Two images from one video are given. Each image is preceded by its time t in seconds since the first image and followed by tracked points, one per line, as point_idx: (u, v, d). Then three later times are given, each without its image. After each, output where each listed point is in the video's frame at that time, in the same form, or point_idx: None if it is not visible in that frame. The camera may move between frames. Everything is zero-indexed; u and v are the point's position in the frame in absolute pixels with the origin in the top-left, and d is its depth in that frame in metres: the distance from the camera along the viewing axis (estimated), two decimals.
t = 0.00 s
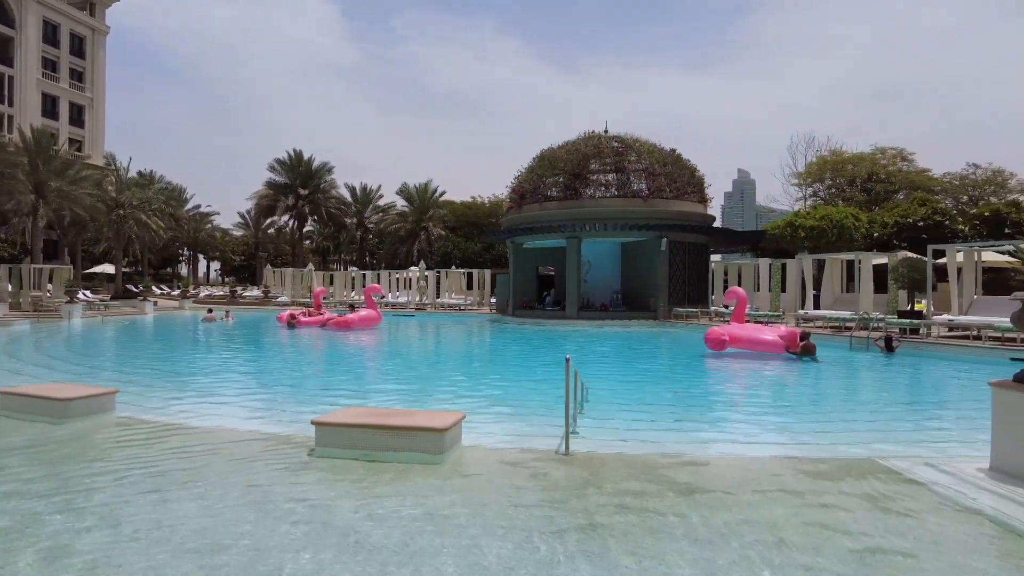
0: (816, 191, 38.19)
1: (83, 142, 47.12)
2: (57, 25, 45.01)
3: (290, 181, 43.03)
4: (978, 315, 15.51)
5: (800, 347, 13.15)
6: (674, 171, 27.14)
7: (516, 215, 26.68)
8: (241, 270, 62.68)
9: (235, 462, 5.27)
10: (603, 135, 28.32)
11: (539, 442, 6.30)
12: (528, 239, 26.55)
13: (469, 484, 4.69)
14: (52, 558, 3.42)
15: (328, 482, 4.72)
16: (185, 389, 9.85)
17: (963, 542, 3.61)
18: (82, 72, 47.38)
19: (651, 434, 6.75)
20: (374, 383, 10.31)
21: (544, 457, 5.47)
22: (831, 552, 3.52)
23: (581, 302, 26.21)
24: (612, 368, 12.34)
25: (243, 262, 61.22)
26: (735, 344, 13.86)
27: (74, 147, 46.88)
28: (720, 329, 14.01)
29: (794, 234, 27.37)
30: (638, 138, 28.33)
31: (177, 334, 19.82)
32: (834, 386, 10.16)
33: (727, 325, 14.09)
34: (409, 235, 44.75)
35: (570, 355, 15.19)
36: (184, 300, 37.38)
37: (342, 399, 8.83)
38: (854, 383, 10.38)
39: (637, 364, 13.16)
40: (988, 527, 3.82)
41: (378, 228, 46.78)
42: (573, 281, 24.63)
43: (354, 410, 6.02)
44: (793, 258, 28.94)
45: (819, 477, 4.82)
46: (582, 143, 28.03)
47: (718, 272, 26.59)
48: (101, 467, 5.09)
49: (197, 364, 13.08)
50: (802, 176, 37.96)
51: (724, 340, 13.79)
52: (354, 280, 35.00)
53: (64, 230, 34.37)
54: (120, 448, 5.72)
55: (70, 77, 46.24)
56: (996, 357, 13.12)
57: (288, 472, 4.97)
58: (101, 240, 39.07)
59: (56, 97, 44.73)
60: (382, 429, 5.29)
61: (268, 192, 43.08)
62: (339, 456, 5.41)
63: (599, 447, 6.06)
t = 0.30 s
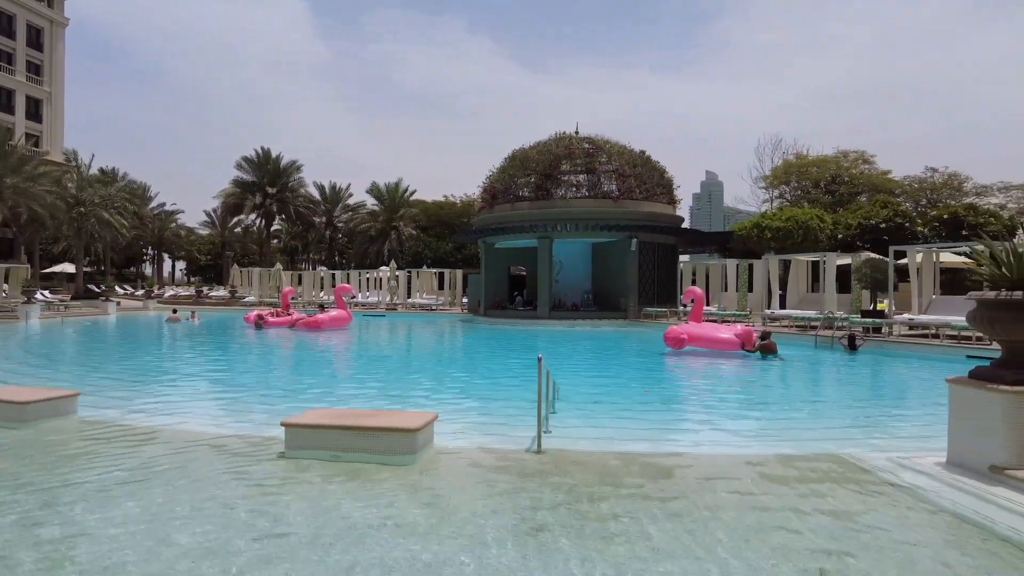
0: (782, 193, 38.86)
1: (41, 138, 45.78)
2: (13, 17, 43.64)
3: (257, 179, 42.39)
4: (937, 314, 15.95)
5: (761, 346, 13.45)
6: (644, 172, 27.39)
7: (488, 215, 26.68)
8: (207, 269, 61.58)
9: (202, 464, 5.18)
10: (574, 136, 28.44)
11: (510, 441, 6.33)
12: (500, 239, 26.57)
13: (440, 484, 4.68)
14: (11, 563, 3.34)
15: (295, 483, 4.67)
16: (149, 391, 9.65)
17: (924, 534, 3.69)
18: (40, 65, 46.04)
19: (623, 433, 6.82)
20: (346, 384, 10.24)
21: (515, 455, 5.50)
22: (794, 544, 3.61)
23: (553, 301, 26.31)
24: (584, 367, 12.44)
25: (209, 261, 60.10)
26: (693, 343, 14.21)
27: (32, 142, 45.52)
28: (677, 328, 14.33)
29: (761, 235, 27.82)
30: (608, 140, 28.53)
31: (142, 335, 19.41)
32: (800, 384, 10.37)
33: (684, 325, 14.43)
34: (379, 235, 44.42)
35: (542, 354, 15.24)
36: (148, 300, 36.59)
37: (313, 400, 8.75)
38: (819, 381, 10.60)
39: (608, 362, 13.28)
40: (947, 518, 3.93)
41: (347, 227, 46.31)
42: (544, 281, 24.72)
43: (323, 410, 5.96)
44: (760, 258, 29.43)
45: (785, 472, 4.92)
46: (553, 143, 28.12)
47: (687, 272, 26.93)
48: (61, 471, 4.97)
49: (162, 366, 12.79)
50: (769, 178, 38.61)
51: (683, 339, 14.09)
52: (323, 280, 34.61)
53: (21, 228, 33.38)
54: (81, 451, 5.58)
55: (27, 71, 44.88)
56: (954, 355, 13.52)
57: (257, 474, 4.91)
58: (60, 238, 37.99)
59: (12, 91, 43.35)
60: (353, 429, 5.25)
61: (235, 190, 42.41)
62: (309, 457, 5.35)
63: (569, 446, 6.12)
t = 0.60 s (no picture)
0: (749, 194, 39.49)
1: None
2: None
3: (224, 178, 41.66)
4: (898, 312, 16.42)
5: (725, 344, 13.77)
6: (614, 174, 27.60)
7: (459, 215, 26.63)
8: (172, 269, 60.33)
9: (169, 467, 5.10)
10: (545, 137, 28.53)
11: (482, 441, 6.36)
12: (471, 239, 26.53)
13: (413, 483, 4.68)
14: None
15: (267, 484, 4.63)
16: (112, 393, 9.45)
17: (884, 525, 3.82)
18: None
19: (596, 431, 6.90)
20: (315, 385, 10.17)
21: (487, 454, 5.52)
22: (761, 537, 3.70)
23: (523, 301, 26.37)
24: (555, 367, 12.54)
25: (173, 261, 58.89)
26: (645, 341, 14.54)
27: None
28: (630, 328, 14.69)
29: (728, 236, 28.24)
30: (579, 140, 28.68)
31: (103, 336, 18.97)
32: (765, 382, 10.59)
33: (637, 323, 14.76)
34: (349, 234, 44.01)
35: (514, 353, 15.29)
36: (109, 300, 35.70)
37: (281, 401, 8.66)
38: (784, 379, 10.83)
39: (578, 362, 13.39)
40: (907, 510, 4.06)
41: (316, 226, 45.76)
42: (515, 281, 24.78)
43: (292, 411, 5.91)
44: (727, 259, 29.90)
45: (753, 468, 5.03)
46: (524, 143, 28.17)
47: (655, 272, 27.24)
48: (23, 475, 4.84)
49: (127, 368, 12.48)
50: (736, 179, 39.22)
51: (633, 338, 14.40)
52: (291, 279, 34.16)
53: None
54: (42, 455, 5.44)
55: None
56: (912, 353, 13.92)
57: (227, 476, 4.84)
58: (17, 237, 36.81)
59: None
60: (324, 430, 5.22)
61: (200, 188, 41.64)
62: (280, 458, 5.30)
63: (540, 445, 6.17)
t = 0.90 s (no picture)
0: (710, 196, 40.16)
1: None
2: None
3: (183, 175, 40.70)
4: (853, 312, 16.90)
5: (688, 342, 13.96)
6: (579, 175, 27.78)
7: (424, 215, 26.50)
8: (128, 268, 58.66)
9: (128, 471, 4.98)
10: (511, 137, 28.58)
11: (447, 441, 6.36)
12: (437, 238, 26.43)
13: (378, 483, 4.66)
14: None
15: (230, 487, 4.56)
16: (65, 396, 9.16)
17: (839, 517, 3.95)
18: None
19: (561, 429, 6.93)
20: (278, 386, 10.03)
21: (454, 453, 5.52)
22: (724, 530, 3.78)
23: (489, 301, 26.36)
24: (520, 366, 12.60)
25: (129, 260, 57.26)
26: (598, 339, 14.75)
27: None
28: (585, 326, 14.93)
29: (691, 237, 28.67)
30: (545, 141, 28.81)
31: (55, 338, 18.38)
32: (726, 380, 10.81)
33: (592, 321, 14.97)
34: (311, 233, 43.41)
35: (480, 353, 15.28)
36: (61, 300, 34.56)
37: (242, 403, 8.52)
38: (745, 377, 11.07)
39: (543, 361, 13.47)
40: (861, 501, 4.21)
41: (277, 225, 44.99)
42: (481, 281, 24.76)
43: (254, 412, 5.83)
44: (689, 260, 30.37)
45: (713, 463, 5.14)
46: (490, 143, 28.17)
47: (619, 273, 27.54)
48: None
49: (81, 370, 12.12)
50: (698, 181, 39.86)
51: (588, 335, 14.64)
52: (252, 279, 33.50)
53: None
54: None
55: None
56: (867, 351, 14.34)
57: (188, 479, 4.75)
58: None
59: None
60: (287, 431, 5.15)
61: (158, 185, 40.63)
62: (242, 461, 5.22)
63: (505, 443, 6.21)
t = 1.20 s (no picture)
0: (670, 197, 40.74)
1: None
2: None
3: (136, 172, 39.57)
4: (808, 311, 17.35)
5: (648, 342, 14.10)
6: (542, 175, 27.90)
7: (386, 214, 26.28)
8: (77, 267, 56.71)
9: (77, 475, 4.83)
10: (474, 137, 28.53)
11: (408, 441, 6.32)
12: (399, 238, 26.24)
13: (339, 483, 4.61)
14: None
15: (186, 490, 4.46)
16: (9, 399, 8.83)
17: (792, 509, 4.07)
18: None
19: (523, 428, 6.95)
20: (235, 387, 9.84)
21: (415, 453, 5.49)
22: (680, 524, 3.86)
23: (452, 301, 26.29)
24: (482, 365, 12.63)
25: (79, 259, 55.36)
26: (553, 337, 14.83)
27: None
28: (540, 325, 15.04)
29: (652, 238, 29.03)
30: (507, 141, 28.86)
31: None
32: (686, 378, 10.98)
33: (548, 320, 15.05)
34: (270, 232, 42.63)
35: (442, 353, 15.23)
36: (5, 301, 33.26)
37: (197, 405, 8.32)
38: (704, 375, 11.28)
39: (505, 360, 13.52)
40: (813, 493, 4.34)
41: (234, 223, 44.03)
42: (444, 280, 24.67)
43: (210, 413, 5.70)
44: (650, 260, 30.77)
45: (672, 458, 5.22)
46: (453, 143, 28.09)
47: (582, 273, 27.73)
48: None
49: (27, 372, 11.70)
50: (658, 183, 40.40)
51: (543, 333, 14.73)
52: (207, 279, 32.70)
53: None
54: None
55: None
56: (821, 349, 14.73)
57: (141, 483, 4.63)
58: None
59: None
60: (244, 433, 5.05)
61: (109, 182, 39.42)
62: (197, 463, 5.11)
63: (467, 443, 6.20)
